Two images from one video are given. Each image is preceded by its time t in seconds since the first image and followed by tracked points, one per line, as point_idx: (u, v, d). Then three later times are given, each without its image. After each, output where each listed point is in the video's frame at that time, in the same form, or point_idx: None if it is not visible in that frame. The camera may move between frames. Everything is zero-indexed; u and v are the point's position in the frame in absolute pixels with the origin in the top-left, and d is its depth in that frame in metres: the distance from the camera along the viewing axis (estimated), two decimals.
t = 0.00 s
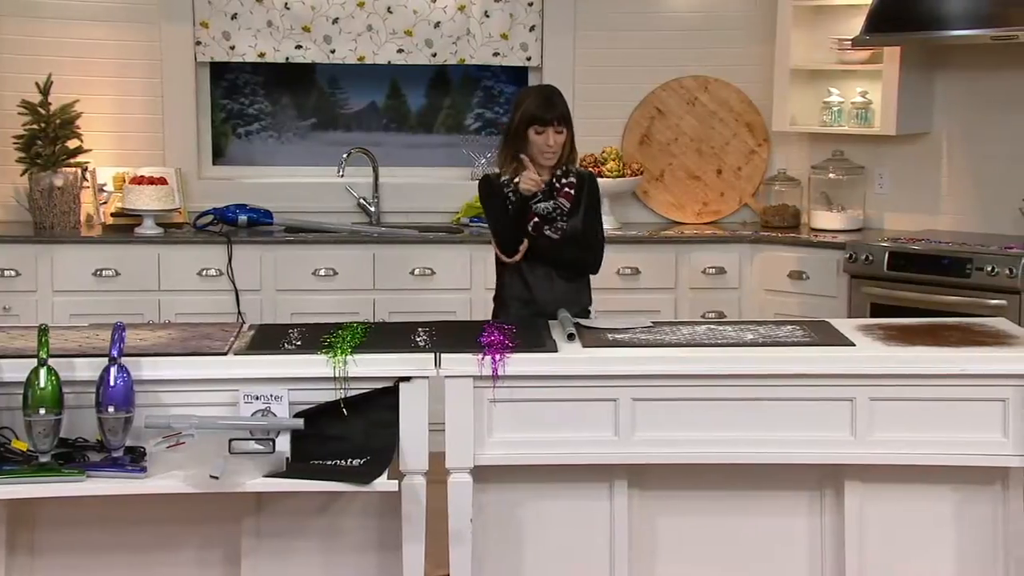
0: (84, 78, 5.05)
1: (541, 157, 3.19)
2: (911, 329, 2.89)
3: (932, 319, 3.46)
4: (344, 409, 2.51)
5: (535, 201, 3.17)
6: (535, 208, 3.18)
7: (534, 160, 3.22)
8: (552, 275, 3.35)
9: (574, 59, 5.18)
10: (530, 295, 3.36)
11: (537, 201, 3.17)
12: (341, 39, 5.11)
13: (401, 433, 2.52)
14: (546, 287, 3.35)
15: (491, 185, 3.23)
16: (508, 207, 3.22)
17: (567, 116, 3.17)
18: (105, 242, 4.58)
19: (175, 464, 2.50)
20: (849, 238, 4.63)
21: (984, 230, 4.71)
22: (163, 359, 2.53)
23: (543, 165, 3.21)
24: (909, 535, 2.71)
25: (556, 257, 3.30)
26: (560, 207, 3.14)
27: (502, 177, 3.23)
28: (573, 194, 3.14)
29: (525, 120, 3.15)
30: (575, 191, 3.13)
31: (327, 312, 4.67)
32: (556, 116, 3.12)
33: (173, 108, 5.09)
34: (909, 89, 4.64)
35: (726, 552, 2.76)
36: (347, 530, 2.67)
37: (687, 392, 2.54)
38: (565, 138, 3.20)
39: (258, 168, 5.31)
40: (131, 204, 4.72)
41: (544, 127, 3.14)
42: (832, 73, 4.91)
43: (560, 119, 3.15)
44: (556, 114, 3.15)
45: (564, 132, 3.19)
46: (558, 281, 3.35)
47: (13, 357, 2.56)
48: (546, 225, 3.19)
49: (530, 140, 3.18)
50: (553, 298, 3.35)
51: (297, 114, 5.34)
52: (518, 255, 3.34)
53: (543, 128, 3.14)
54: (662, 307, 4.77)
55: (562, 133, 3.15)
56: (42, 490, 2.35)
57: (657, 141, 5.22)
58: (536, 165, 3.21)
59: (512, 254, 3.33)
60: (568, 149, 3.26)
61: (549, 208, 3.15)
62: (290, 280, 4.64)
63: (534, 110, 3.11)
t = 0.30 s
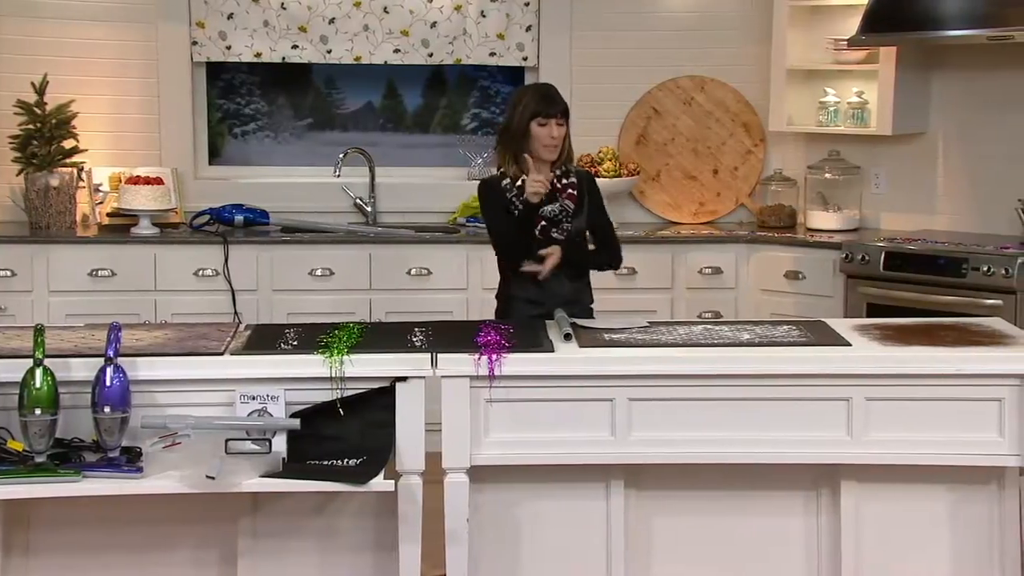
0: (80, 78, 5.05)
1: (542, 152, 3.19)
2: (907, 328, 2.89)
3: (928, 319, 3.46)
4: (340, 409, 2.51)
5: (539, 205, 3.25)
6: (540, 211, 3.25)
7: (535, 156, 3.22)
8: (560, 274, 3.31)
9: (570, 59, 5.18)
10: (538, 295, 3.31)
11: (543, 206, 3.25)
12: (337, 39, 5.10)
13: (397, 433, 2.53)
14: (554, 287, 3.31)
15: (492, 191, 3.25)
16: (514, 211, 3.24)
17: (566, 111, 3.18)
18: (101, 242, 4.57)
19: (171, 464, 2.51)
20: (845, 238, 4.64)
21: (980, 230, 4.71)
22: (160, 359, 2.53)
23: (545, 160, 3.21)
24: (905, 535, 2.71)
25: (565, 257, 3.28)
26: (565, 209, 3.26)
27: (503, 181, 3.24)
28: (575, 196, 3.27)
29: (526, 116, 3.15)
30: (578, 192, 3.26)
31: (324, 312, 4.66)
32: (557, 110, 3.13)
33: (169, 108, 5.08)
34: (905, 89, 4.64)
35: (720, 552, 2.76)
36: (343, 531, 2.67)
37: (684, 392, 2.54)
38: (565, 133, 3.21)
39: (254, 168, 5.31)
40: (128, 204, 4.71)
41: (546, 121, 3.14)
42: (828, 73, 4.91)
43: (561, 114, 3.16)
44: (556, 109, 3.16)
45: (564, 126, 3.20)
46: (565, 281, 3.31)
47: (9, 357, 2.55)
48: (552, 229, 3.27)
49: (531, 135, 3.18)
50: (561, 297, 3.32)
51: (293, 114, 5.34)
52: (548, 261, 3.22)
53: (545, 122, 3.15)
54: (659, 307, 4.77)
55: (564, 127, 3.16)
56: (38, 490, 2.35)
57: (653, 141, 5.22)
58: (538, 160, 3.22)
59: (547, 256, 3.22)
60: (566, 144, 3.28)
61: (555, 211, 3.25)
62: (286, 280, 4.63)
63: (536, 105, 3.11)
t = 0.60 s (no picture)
0: (77, 79, 5.07)
1: (554, 152, 3.25)
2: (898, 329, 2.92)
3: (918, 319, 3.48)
4: (335, 408, 2.53)
5: (552, 206, 3.24)
6: (552, 212, 3.23)
7: (547, 156, 3.28)
8: (573, 274, 3.29)
9: (564, 61, 5.21)
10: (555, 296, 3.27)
11: (554, 206, 3.24)
12: (332, 40, 5.13)
13: (392, 433, 2.55)
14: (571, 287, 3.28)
15: (504, 197, 3.30)
16: (526, 214, 3.26)
17: (577, 110, 3.23)
18: (97, 242, 4.59)
19: (166, 463, 2.52)
20: (837, 238, 4.67)
21: (971, 230, 4.75)
22: (155, 359, 2.55)
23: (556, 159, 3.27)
24: (896, 533, 2.74)
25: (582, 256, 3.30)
26: (579, 210, 3.25)
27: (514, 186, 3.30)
28: (586, 196, 3.30)
29: (536, 117, 3.20)
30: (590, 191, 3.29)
31: (319, 312, 4.69)
32: (567, 111, 3.18)
33: (164, 109, 5.10)
34: (897, 91, 4.67)
35: (713, 550, 2.79)
36: (339, 530, 2.69)
37: (677, 391, 2.57)
38: (576, 132, 3.26)
39: (250, 169, 5.33)
40: (124, 205, 4.74)
41: (556, 122, 3.20)
42: (820, 75, 4.94)
43: (573, 113, 3.21)
44: (568, 108, 3.20)
45: (575, 125, 3.25)
46: (579, 281, 3.29)
47: (5, 357, 2.57)
48: (564, 229, 3.25)
49: (542, 136, 3.23)
50: (577, 298, 3.27)
51: (289, 115, 5.36)
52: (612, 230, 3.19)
53: (555, 122, 3.20)
54: (652, 307, 4.80)
55: (574, 126, 3.21)
56: (34, 490, 2.37)
57: (647, 142, 5.25)
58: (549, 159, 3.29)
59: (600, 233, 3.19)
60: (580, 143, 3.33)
61: (568, 211, 3.23)
62: (281, 280, 4.66)
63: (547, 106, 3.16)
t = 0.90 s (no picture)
0: (73, 84, 5.16)
1: (569, 156, 3.27)
2: (871, 328, 3.03)
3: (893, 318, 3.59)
4: (327, 405, 2.64)
5: (567, 208, 3.27)
6: (567, 214, 3.26)
7: (562, 160, 3.29)
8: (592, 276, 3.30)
9: (550, 66, 5.31)
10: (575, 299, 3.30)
11: (569, 207, 3.26)
12: (323, 46, 5.22)
13: (381, 430, 2.66)
14: (592, 287, 3.30)
15: (521, 201, 3.27)
16: (541, 216, 3.26)
17: (592, 115, 3.27)
18: (92, 243, 4.69)
19: (160, 459, 2.63)
20: (816, 240, 4.79)
21: (947, 232, 4.86)
22: (149, 357, 2.65)
23: (572, 162, 3.29)
24: (870, 526, 2.86)
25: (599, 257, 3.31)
26: (593, 210, 3.28)
27: (531, 189, 3.29)
28: (602, 196, 3.32)
29: (553, 121, 3.22)
30: (606, 192, 3.30)
31: (310, 312, 4.78)
32: (584, 115, 3.20)
33: (159, 113, 5.20)
34: (873, 96, 4.79)
35: (695, 543, 2.91)
36: (331, 524, 2.80)
37: (659, 388, 2.68)
38: (590, 136, 3.29)
39: (243, 172, 5.43)
40: (120, 207, 4.83)
41: (572, 127, 3.23)
42: (800, 79, 5.04)
43: (588, 118, 3.24)
44: (583, 113, 3.24)
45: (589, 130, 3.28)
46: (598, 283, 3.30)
47: (5, 357, 2.67)
48: (581, 231, 3.27)
49: (558, 140, 3.26)
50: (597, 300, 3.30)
51: (281, 119, 5.46)
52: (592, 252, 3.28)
53: (571, 127, 3.23)
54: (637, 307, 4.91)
55: (590, 130, 3.25)
56: (33, 484, 2.46)
57: (631, 145, 5.35)
58: (566, 163, 3.30)
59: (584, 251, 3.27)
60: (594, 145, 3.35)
61: (583, 213, 3.27)
62: (274, 280, 4.75)
63: (563, 109, 3.19)
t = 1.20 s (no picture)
0: (55, 85, 5.17)
1: (571, 162, 3.43)
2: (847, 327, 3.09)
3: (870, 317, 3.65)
4: (310, 405, 2.68)
5: (567, 214, 3.42)
6: (567, 219, 3.41)
7: (565, 166, 3.45)
8: (593, 280, 3.48)
9: (531, 68, 5.36)
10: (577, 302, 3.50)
11: (570, 213, 3.42)
12: (306, 47, 5.25)
13: (364, 430, 2.71)
14: (591, 290, 3.49)
15: (522, 206, 3.48)
16: (542, 222, 3.44)
17: (595, 123, 3.40)
18: (75, 244, 4.70)
19: (143, 459, 2.66)
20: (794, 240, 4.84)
21: (923, 233, 4.92)
22: (133, 357, 2.68)
23: (575, 168, 3.45)
24: (846, 523, 2.91)
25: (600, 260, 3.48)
26: (593, 216, 3.42)
27: (533, 194, 3.47)
28: (603, 203, 3.48)
29: (556, 129, 3.36)
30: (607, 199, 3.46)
31: (293, 312, 4.80)
32: (587, 124, 3.34)
33: (142, 114, 5.22)
34: (849, 99, 4.85)
35: (676, 540, 2.96)
36: (315, 522, 2.83)
37: (640, 387, 2.72)
38: (593, 143, 3.43)
39: (226, 174, 5.45)
40: (103, 208, 4.85)
41: (575, 135, 3.37)
42: (778, 81, 5.09)
43: (591, 127, 3.38)
44: (586, 121, 3.37)
45: (593, 137, 3.42)
46: (599, 286, 3.49)
47: None
48: (580, 236, 3.40)
49: (561, 146, 3.41)
50: (598, 302, 3.49)
51: (264, 121, 5.48)
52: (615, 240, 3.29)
53: (574, 135, 3.37)
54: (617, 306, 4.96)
55: (592, 139, 3.39)
56: (17, 484, 2.49)
57: (613, 148, 5.42)
58: (569, 169, 3.45)
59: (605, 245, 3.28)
60: (597, 152, 3.51)
61: (583, 218, 3.41)
62: (257, 280, 4.77)
63: (566, 119, 3.33)
